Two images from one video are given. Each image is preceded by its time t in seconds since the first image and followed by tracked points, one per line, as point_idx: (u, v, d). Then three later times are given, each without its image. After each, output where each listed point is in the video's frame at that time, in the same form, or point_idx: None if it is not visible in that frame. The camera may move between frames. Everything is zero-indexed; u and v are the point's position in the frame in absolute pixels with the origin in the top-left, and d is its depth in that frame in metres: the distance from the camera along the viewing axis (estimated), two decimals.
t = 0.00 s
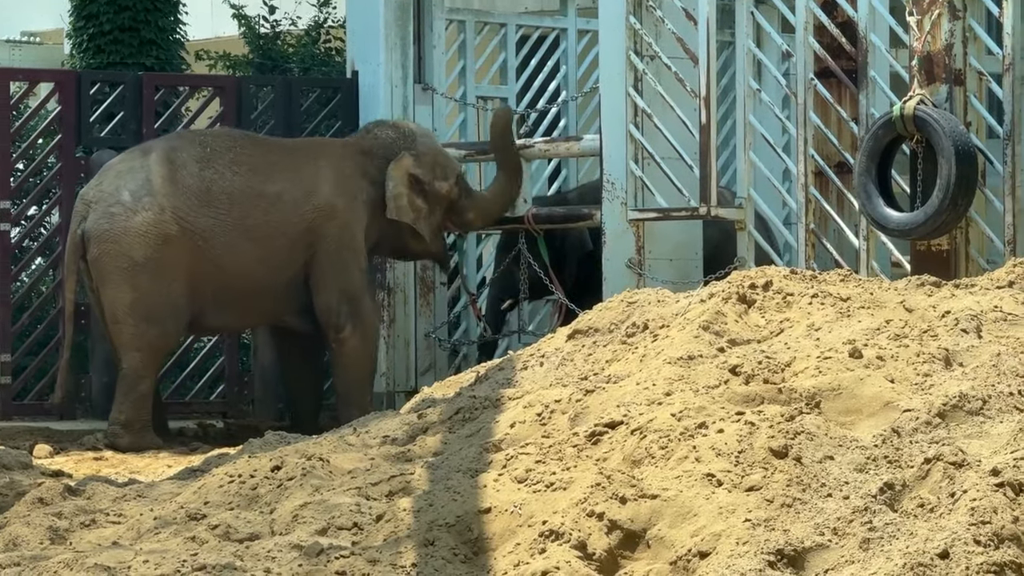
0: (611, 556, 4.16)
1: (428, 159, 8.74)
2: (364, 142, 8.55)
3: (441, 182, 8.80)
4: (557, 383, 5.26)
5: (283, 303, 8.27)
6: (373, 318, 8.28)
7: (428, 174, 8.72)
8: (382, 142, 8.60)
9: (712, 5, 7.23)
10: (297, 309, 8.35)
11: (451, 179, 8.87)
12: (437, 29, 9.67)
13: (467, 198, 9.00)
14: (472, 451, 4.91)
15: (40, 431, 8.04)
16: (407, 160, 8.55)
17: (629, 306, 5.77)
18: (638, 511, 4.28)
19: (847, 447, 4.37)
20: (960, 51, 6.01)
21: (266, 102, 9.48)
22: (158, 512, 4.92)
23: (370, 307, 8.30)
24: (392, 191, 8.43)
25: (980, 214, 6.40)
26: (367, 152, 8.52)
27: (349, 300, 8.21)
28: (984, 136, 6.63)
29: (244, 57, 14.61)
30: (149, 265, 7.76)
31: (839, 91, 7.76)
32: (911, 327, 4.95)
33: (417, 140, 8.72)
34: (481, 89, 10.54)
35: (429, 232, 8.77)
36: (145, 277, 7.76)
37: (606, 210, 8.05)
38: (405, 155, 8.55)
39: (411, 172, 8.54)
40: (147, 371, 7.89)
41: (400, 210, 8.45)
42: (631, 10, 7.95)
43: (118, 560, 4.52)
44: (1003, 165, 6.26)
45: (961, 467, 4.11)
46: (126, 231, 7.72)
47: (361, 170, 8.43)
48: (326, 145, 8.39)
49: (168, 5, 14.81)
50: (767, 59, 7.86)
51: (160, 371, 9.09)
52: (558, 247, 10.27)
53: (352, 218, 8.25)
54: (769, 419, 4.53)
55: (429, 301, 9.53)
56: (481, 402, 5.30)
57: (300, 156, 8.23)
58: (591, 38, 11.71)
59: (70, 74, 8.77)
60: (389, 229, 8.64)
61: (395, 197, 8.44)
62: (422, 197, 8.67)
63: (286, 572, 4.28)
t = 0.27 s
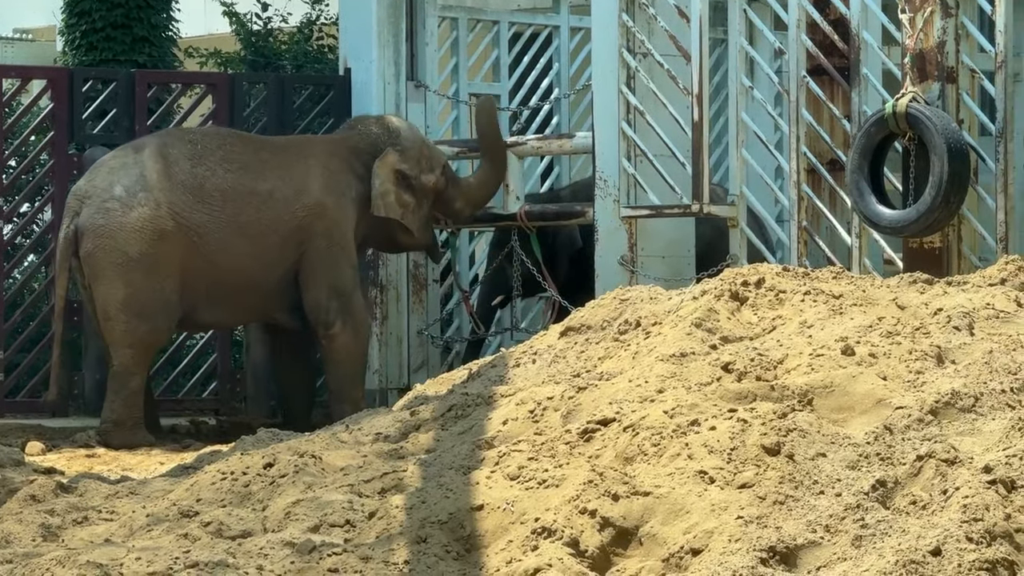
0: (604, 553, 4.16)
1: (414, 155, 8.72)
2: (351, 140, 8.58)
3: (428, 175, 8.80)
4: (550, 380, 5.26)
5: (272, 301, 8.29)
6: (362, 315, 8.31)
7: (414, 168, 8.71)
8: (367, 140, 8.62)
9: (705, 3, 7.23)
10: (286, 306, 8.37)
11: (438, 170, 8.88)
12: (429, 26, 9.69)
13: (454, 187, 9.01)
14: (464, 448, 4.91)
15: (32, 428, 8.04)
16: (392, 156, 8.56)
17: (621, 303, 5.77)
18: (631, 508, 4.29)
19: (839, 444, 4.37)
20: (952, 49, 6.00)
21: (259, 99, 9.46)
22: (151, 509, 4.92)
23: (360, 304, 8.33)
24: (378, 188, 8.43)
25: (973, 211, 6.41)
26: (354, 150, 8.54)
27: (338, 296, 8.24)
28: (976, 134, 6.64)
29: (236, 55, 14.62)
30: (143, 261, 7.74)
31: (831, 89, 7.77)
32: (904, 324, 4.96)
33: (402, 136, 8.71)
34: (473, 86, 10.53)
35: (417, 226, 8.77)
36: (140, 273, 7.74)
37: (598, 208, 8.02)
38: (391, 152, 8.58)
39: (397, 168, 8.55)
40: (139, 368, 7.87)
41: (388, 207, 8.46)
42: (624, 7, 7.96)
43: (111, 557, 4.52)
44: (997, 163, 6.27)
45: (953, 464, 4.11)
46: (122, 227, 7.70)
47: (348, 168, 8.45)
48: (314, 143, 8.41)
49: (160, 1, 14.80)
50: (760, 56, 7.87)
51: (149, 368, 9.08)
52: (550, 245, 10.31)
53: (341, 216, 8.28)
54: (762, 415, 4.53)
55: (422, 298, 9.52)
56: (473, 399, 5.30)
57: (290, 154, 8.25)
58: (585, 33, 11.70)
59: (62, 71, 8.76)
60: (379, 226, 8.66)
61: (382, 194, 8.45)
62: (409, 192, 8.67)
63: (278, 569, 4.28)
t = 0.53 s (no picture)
0: (596, 551, 4.16)
1: (401, 153, 8.73)
2: (338, 139, 8.62)
3: (416, 172, 8.81)
4: (541, 378, 5.27)
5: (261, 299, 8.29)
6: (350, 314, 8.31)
7: (403, 165, 8.72)
8: (356, 138, 8.65)
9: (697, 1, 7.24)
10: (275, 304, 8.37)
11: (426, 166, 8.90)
12: (422, 24, 9.69)
13: (442, 181, 9.03)
14: (456, 445, 4.91)
15: (23, 426, 8.07)
16: (380, 154, 8.55)
17: (613, 301, 5.77)
18: (622, 505, 4.29)
19: (831, 442, 4.37)
20: (944, 47, 6.02)
21: (250, 96, 9.40)
22: (142, 507, 4.92)
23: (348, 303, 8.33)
24: (367, 187, 8.40)
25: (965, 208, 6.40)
26: (342, 148, 8.58)
27: (327, 294, 8.24)
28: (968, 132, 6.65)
29: (228, 51, 14.62)
30: (135, 258, 7.73)
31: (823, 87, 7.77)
32: (895, 323, 4.96)
33: (388, 133, 8.74)
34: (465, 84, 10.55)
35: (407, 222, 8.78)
36: (131, 271, 7.73)
37: (590, 206, 8.06)
38: (377, 150, 8.57)
39: (385, 167, 8.54)
40: (129, 366, 7.87)
41: (377, 206, 8.42)
42: (616, 5, 7.96)
43: (102, 555, 4.52)
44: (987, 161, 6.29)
45: (945, 462, 4.11)
46: (114, 224, 7.69)
47: (336, 166, 8.47)
48: (302, 143, 8.43)
49: None
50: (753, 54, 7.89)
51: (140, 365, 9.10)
52: (540, 244, 10.32)
53: (332, 214, 8.28)
54: (754, 413, 4.53)
55: (413, 296, 9.51)
56: (465, 397, 5.30)
57: (280, 153, 8.26)
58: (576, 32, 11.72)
59: (54, 67, 8.76)
60: (368, 223, 8.68)
61: (371, 194, 8.41)
62: (398, 189, 8.66)
63: (270, 566, 4.27)
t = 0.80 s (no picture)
0: (587, 548, 4.15)
1: (388, 146, 8.75)
2: (325, 134, 8.60)
3: (404, 163, 8.84)
4: (533, 375, 5.27)
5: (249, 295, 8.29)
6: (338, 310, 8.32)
7: (389, 158, 8.75)
8: (341, 131, 8.63)
9: None
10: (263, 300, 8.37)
11: (413, 158, 8.92)
12: (413, 21, 9.66)
13: (431, 172, 9.06)
14: (448, 442, 4.91)
15: (15, 423, 8.11)
16: (367, 149, 8.56)
17: (605, 298, 5.77)
18: (613, 503, 4.29)
19: (822, 439, 4.38)
20: (936, 44, 6.03)
21: (242, 92, 9.42)
22: (134, 503, 4.92)
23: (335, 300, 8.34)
24: (354, 181, 8.49)
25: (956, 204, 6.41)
26: (329, 144, 8.58)
27: (314, 290, 8.25)
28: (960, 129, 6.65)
29: (220, 48, 14.62)
30: (125, 254, 7.73)
31: (815, 84, 7.78)
32: (886, 319, 4.96)
33: (375, 126, 8.72)
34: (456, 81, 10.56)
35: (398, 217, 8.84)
36: (120, 267, 7.73)
37: (582, 202, 8.02)
38: (365, 145, 8.57)
39: (371, 160, 8.59)
40: (119, 362, 7.89)
41: (365, 199, 8.51)
42: (607, 2, 7.97)
43: (94, 551, 4.52)
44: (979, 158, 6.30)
45: (936, 459, 4.11)
46: (103, 221, 7.68)
47: (324, 162, 8.47)
48: (291, 139, 8.42)
49: None
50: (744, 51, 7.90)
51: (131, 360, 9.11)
52: (531, 240, 10.33)
53: (320, 211, 8.28)
54: (745, 410, 4.53)
55: (405, 292, 9.50)
56: (457, 394, 5.30)
57: (269, 150, 8.25)
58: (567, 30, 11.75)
59: (45, 64, 8.73)
60: (358, 218, 8.67)
61: (359, 186, 8.51)
62: (386, 182, 8.71)
63: (261, 563, 4.27)
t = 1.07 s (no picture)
0: (579, 545, 4.15)
1: (375, 139, 8.68)
2: (311, 129, 8.60)
3: (393, 154, 8.77)
4: (526, 372, 5.27)
5: (237, 293, 8.30)
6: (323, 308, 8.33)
7: (376, 151, 8.68)
8: (327, 126, 8.61)
9: None
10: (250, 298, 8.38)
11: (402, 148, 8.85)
12: (406, 18, 9.70)
13: (421, 160, 8.99)
14: (440, 439, 4.91)
15: (9, 420, 8.14)
16: (352, 143, 8.55)
17: (597, 295, 5.77)
18: (605, 500, 4.29)
19: (814, 436, 4.38)
20: (928, 41, 6.05)
21: (235, 89, 9.41)
22: (125, 501, 4.92)
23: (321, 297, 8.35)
24: (340, 176, 8.45)
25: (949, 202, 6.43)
26: (315, 139, 8.57)
27: (302, 286, 8.26)
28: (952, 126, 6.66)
29: (212, 45, 14.62)
30: (113, 252, 7.73)
31: (807, 81, 7.79)
32: (879, 316, 4.96)
33: (362, 120, 8.67)
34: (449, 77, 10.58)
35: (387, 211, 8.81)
36: (109, 265, 7.74)
37: (574, 199, 8.07)
38: (350, 139, 8.56)
39: (358, 154, 8.55)
40: (109, 359, 7.90)
41: (351, 193, 8.46)
42: None
43: (86, 548, 4.52)
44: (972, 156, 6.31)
45: (928, 456, 4.11)
46: (92, 218, 7.69)
47: (310, 158, 8.47)
48: (277, 136, 8.43)
49: None
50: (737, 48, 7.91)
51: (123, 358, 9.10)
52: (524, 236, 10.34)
53: (308, 206, 8.29)
54: (737, 407, 4.53)
55: (397, 289, 9.51)
56: (449, 391, 5.30)
57: (256, 146, 8.26)
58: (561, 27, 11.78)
59: (38, 61, 8.74)
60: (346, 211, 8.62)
61: (343, 182, 8.45)
62: (373, 175, 8.65)
63: (253, 560, 4.27)
